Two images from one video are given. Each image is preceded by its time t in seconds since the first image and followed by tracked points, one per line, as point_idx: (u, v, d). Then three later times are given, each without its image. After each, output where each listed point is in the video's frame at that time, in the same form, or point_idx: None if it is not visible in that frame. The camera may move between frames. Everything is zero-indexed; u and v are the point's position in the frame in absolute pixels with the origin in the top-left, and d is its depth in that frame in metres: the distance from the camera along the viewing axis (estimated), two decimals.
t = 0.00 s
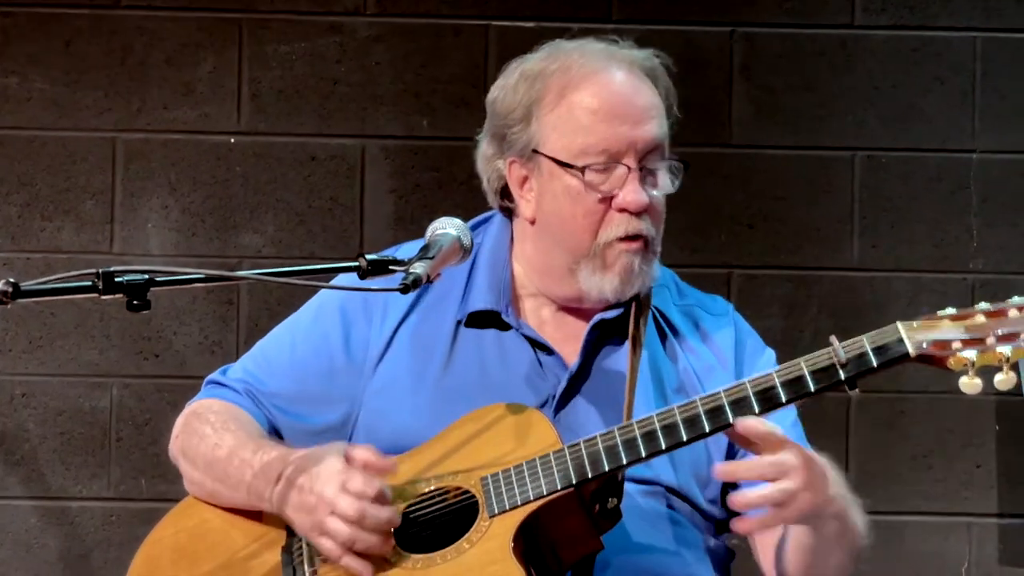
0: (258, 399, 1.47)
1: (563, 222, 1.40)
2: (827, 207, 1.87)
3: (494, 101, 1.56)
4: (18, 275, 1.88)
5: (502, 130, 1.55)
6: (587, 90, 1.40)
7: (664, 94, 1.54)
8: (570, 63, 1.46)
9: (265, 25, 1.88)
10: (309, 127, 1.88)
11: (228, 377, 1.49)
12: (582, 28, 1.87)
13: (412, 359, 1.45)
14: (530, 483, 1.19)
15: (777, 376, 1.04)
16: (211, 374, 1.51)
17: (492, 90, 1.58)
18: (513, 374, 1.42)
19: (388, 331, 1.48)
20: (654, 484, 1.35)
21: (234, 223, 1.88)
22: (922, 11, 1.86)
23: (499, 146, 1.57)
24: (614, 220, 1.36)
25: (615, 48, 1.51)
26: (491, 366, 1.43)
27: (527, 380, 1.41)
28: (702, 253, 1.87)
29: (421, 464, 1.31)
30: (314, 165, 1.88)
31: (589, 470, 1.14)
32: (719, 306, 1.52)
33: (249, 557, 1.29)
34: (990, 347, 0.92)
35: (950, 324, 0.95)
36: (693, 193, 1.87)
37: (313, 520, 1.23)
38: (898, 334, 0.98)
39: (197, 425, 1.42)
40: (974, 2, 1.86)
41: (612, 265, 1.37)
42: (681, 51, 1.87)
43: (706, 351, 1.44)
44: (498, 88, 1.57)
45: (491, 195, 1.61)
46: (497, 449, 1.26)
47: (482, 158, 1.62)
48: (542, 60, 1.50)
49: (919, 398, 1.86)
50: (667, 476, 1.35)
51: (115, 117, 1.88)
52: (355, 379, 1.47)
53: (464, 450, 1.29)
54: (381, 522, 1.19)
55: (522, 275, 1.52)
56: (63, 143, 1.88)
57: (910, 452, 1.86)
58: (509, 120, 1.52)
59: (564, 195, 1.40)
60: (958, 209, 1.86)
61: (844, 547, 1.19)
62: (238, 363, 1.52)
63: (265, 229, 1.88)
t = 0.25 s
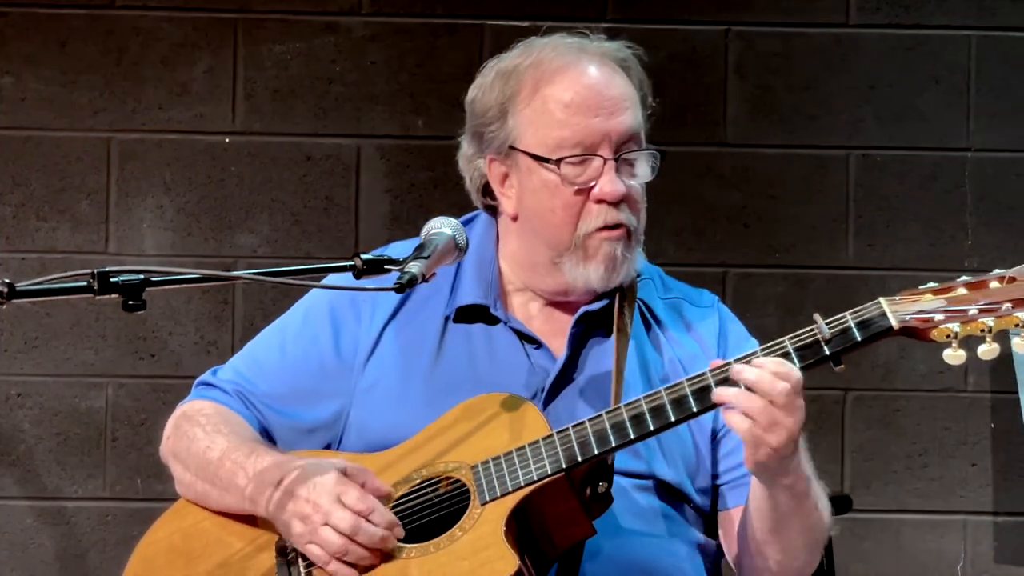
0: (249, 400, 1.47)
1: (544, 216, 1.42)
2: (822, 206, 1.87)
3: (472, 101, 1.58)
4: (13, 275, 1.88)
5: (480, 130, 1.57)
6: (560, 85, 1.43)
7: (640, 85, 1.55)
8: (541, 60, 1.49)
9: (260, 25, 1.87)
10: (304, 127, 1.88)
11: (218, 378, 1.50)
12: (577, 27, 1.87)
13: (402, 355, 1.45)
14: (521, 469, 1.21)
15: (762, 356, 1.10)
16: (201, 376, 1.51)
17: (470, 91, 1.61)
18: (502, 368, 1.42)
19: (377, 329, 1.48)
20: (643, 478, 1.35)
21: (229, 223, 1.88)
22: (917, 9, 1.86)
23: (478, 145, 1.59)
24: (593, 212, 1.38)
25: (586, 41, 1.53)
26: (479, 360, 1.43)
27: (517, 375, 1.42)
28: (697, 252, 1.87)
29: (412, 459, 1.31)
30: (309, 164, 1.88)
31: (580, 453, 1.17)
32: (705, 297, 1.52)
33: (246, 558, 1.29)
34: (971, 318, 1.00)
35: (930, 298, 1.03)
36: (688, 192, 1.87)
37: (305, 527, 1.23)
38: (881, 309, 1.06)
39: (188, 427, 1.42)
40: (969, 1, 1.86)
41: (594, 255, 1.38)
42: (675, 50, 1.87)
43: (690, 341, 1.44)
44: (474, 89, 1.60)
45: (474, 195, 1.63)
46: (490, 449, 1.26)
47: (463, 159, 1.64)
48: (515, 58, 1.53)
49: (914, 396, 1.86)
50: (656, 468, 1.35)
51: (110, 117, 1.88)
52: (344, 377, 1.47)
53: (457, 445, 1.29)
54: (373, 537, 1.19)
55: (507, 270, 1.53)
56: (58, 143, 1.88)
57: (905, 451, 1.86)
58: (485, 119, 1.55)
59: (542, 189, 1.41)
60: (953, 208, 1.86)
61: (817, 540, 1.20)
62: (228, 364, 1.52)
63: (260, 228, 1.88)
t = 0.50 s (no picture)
0: (244, 403, 1.47)
1: (527, 215, 1.43)
2: (821, 205, 1.87)
3: (454, 105, 1.60)
4: (13, 277, 1.88)
5: (463, 132, 1.59)
6: (536, 83, 1.44)
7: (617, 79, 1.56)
8: (518, 60, 1.50)
9: (259, 27, 1.88)
10: (303, 128, 1.88)
11: (212, 383, 1.50)
12: (575, 27, 1.87)
13: (395, 354, 1.45)
14: (518, 463, 1.21)
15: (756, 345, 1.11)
16: (197, 381, 1.52)
17: (452, 94, 1.62)
18: (495, 365, 1.43)
19: (370, 329, 1.49)
20: (639, 471, 1.37)
21: (228, 224, 1.88)
22: (915, 9, 1.86)
23: (463, 148, 1.61)
24: (574, 208, 1.39)
25: (562, 39, 1.54)
26: (472, 357, 1.43)
27: (510, 370, 1.42)
28: (696, 252, 1.87)
29: (408, 456, 1.32)
30: (308, 165, 1.88)
31: (578, 444, 1.17)
32: (697, 292, 1.53)
33: (247, 559, 1.29)
34: (962, 300, 0.99)
35: (921, 282, 1.02)
36: (687, 192, 1.87)
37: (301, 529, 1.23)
38: (873, 294, 1.06)
39: (184, 432, 1.43)
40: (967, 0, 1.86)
41: (579, 251, 1.39)
42: (674, 50, 1.87)
43: (682, 333, 1.45)
44: (456, 92, 1.62)
45: (463, 197, 1.65)
46: (488, 445, 1.26)
47: (449, 161, 1.66)
48: (492, 60, 1.54)
49: (913, 396, 1.86)
50: (651, 461, 1.37)
51: (108, 118, 1.88)
52: (338, 377, 1.48)
53: (456, 443, 1.29)
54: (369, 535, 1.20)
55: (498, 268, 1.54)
56: (57, 145, 1.88)
57: (904, 450, 1.86)
58: (467, 121, 1.56)
59: (524, 188, 1.42)
60: (951, 207, 1.86)
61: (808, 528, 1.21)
62: (222, 368, 1.53)
63: (259, 230, 1.88)
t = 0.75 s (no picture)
0: (242, 407, 1.47)
1: (521, 218, 1.43)
2: (821, 207, 1.87)
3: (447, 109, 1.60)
4: (13, 280, 1.88)
5: (456, 135, 1.59)
6: (528, 87, 1.43)
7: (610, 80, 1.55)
8: (509, 62, 1.50)
9: (259, 29, 1.88)
10: (303, 131, 1.88)
11: (210, 387, 1.50)
12: (576, 29, 1.87)
13: (393, 357, 1.45)
14: (521, 466, 1.21)
15: (758, 346, 1.11)
16: (195, 385, 1.52)
17: (445, 98, 1.62)
18: (494, 366, 1.43)
19: (368, 332, 1.49)
20: (641, 470, 1.37)
21: (228, 227, 1.88)
22: (916, 10, 1.86)
23: (457, 150, 1.61)
24: (567, 211, 1.39)
25: (554, 40, 1.54)
26: (471, 359, 1.43)
27: (509, 372, 1.42)
28: (697, 254, 1.87)
29: (409, 459, 1.32)
30: (309, 168, 1.88)
31: (581, 447, 1.18)
32: (695, 290, 1.53)
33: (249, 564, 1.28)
34: (962, 303, 1.00)
35: (922, 286, 1.04)
36: (687, 193, 1.87)
37: (291, 538, 1.24)
38: (874, 298, 1.07)
39: (183, 436, 1.43)
40: (967, 2, 1.86)
41: (573, 254, 1.39)
42: (674, 52, 1.87)
43: (679, 330, 1.46)
44: (449, 94, 1.61)
45: (459, 200, 1.65)
46: (490, 447, 1.26)
47: (444, 163, 1.66)
48: (484, 63, 1.54)
49: (915, 398, 1.86)
50: (653, 459, 1.37)
51: (109, 122, 1.88)
52: (336, 381, 1.48)
53: (460, 446, 1.29)
54: (355, 554, 1.20)
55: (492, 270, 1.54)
56: (58, 148, 1.88)
57: (906, 452, 1.86)
58: (460, 124, 1.56)
59: (517, 192, 1.42)
60: (952, 209, 1.86)
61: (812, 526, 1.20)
62: (220, 373, 1.53)
63: (259, 233, 1.88)
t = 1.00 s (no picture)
0: (246, 411, 1.47)
1: (521, 219, 1.43)
2: (824, 208, 1.87)
3: (445, 111, 1.60)
4: (16, 283, 1.88)
5: (455, 137, 1.59)
6: (526, 88, 1.43)
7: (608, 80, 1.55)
8: (507, 64, 1.50)
9: (262, 32, 1.88)
10: (306, 133, 1.88)
11: (214, 391, 1.50)
12: (579, 31, 1.87)
13: (394, 359, 1.45)
14: (522, 466, 1.21)
15: (757, 345, 1.10)
16: (199, 390, 1.51)
17: (443, 100, 1.63)
18: (495, 368, 1.42)
19: (371, 335, 1.49)
20: (641, 469, 1.37)
21: (231, 230, 1.88)
22: (919, 11, 1.86)
23: (455, 153, 1.61)
24: (567, 212, 1.39)
25: (551, 41, 1.54)
26: (473, 361, 1.43)
27: (510, 373, 1.42)
28: (700, 255, 1.87)
29: (411, 459, 1.32)
30: (312, 170, 1.88)
31: (581, 446, 1.17)
32: (695, 290, 1.52)
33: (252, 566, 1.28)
34: (960, 302, 0.98)
35: (919, 284, 1.02)
36: (690, 195, 1.87)
37: (299, 531, 1.24)
38: (872, 297, 1.05)
39: (187, 438, 1.42)
40: (970, 3, 1.86)
41: (574, 255, 1.39)
42: (677, 54, 1.87)
43: (679, 330, 1.45)
44: (447, 96, 1.62)
45: (459, 201, 1.65)
46: (493, 449, 1.25)
47: (443, 165, 1.66)
48: (481, 65, 1.54)
49: (918, 399, 1.86)
50: (653, 459, 1.37)
51: (112, 124, 1.88)
52: (338, 385, 1.48)
53: (464, 449, 1.28)
54: (366, 540, 1.21)
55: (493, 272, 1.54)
56: (61, 151, 1.88)
57: (910, 453, 1.86)
58: (458, 126, 1.57)
59: (516, 193, 1.42)
60: (955, 210, 1.86)
61: (802, 528, 1.21)
62: (223, 377, 1.53)
63: (262, 235, 1.88)
